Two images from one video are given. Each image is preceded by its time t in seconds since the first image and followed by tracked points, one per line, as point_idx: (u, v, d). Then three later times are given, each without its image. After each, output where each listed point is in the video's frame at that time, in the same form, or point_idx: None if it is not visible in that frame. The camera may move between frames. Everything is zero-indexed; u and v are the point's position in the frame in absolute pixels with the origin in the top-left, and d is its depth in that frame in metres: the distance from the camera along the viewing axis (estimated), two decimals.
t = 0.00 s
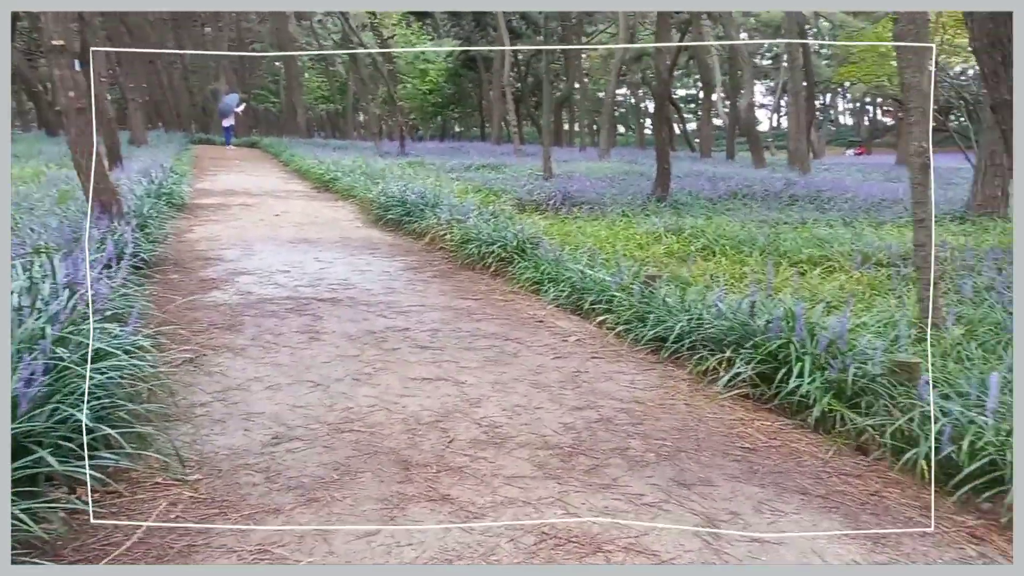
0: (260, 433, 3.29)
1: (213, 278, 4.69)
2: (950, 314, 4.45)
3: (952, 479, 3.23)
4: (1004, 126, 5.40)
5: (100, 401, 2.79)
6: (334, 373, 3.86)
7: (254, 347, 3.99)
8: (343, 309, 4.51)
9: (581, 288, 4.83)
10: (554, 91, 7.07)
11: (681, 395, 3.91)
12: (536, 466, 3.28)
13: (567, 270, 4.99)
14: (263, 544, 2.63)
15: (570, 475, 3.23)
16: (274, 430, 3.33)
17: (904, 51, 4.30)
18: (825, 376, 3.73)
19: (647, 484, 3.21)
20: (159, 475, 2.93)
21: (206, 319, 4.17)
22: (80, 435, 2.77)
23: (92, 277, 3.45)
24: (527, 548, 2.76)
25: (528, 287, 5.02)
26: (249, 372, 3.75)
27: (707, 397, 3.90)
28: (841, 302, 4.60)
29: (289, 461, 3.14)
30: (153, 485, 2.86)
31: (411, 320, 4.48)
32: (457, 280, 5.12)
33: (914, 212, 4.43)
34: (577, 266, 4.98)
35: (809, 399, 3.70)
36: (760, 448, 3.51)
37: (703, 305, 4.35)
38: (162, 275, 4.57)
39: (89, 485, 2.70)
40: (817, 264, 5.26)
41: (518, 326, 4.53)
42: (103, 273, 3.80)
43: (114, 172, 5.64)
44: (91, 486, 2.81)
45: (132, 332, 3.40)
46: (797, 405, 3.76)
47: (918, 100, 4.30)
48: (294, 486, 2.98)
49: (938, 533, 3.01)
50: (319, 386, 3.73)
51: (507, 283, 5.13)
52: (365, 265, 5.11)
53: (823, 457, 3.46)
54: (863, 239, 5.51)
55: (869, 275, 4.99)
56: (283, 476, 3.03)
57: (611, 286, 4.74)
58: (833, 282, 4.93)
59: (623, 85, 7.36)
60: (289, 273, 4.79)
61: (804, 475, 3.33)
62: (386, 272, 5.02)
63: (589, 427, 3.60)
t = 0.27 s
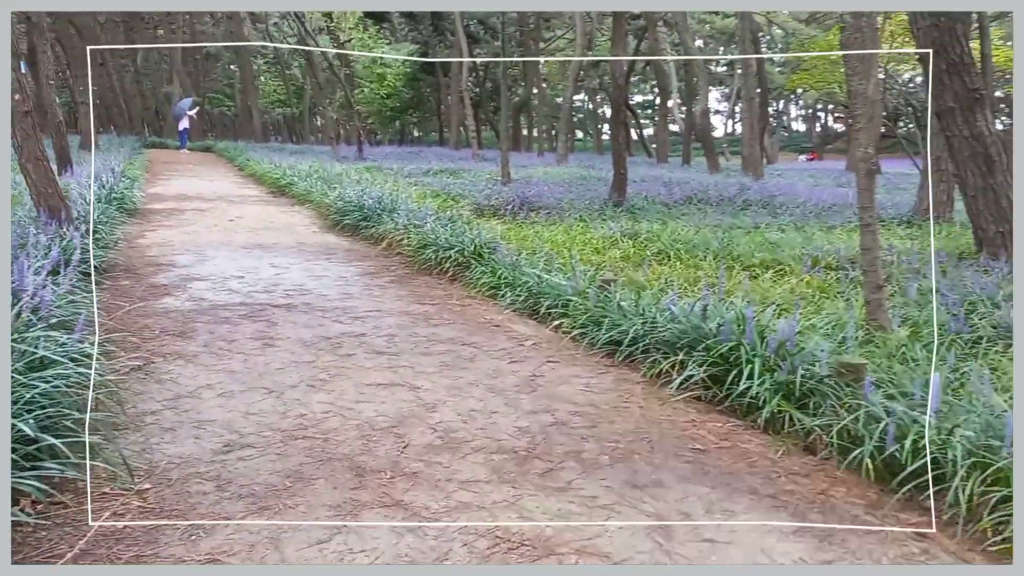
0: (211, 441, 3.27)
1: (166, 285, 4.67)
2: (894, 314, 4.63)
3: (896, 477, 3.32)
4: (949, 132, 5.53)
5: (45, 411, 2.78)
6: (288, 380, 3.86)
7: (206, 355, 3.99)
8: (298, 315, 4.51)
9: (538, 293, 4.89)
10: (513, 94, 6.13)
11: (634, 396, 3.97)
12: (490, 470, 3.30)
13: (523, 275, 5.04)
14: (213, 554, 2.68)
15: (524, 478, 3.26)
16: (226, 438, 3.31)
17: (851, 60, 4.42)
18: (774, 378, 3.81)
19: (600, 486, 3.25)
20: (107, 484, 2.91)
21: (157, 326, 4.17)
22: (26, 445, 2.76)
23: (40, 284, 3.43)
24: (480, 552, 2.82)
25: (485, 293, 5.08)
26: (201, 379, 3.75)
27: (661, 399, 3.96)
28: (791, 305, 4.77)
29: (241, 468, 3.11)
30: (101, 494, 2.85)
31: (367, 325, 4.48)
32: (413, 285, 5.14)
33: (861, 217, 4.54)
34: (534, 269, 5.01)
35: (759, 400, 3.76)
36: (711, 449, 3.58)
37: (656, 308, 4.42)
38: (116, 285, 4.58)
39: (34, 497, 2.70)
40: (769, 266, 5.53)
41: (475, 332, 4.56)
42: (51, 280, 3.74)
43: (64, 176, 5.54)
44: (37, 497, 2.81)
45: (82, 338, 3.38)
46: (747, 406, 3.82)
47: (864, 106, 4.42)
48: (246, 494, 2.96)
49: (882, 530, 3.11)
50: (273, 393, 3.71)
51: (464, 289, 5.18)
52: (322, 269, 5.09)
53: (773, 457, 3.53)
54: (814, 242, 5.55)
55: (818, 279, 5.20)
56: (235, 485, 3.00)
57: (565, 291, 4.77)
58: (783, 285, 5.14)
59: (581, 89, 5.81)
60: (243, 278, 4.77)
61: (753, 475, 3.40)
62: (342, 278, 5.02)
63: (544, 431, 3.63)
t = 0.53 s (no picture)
0: (177, 450, 3.22)
1: (131, 292, 4.60)
2: (861, 319, 4.64)
3: (862, 480, 3.35)
4: (913, 138, 5.51)
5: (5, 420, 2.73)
6: (255, 388, 3.81)
7: (172, 363, 3.93)
8: (266, 322, 4.47)
9: (509, 298, 4.88)
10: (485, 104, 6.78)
11: (604, 402, 3.98)
12: (461, 477, 3.28)
13: (494, 281, 5.04)
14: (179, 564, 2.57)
15: (494, 485, 3.25)
16: (192, 447, 3.26)
17: (815, 68, 4.45)
18: (742, 382, 3.84)
19: (570, 492, 3.25)
20: (69, 497, 2.84)
21: (123, 333, 4.10)
22: None
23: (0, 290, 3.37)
24: (451, 560, 2.76)
25: (455, 298, 5.05)
26: (167, 387, 3.69)
27: (631, 404, 3.98)
28: (759, 309, 4.79)
29: (207, 478, 3.07)
30: (62, 508, 2.78)
31: (337, 331, 4.46)
32: (383, 291, 5.12)
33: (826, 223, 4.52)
34: (505, 275, 5.03)
35: (728, 404, 3.80)
36: (680, 454, 3.60)
37: (626, 313, 4.44)
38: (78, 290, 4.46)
39: None
40: (737, 271, 5.41)
41: (445, 338, 4.56)
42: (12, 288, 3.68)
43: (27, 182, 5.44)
44: None
45: (44, 346, 3.33)
46: (716, 410, 3.85)
47: (828, 112, 4.48)
48: (213, 504, 2.91)
49: (848, 533, 3.10)
50: (240, 402, 3.67)
51: (434, 294, 5.15)
52: (290, 276, 5.07)
53: (742, 461, 3.56)
54: (782, 246, 5.74)
55: (786, 283, 5.15)
56: (201, 495, 2.95)
57: (536, 296, 4.79)
58: (752, 289, 5.07)
59: (554, 94, 7.45)
60: (210, 286, 4.74)
61: (722, 479, 3.42)
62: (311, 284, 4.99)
63: (514, 437, 3.63)
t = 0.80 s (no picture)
0: (151, 459, 3.21)
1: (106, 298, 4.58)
2: (833, 322, 4.70)
3: (834, 481, 3.40)
4: (884, 143, 5.54)
5: None
6: (231, 395, 3.79)
7: (145, 370, 3.89)
8: (241, 329, 4.43)
9: (486, 304, 4.88)
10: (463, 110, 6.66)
11: (581, 407, 4.01)
12: (437, 483, 3.29)
13: (471, 286, 5.04)
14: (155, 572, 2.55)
15: (471, 491, 3.25)
16: (166, 456, 3.25)
17: (787, 74, 4.49)
18: (718, 386, 3.87)
19: (547, 496, 3.27)
20: (41, 507, 2.82)
21: (95, 340, 4.05)
22: None
23: None
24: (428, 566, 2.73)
25: (432, 303, 5.04)
26: (140, 395, 3.66)
27: (607, 409, 4.00)
28: (733, 313, 4.84)
29: (182, 487, 3.05)
30: (34, 518, 2.76)
31: (313, 338, 4.45)
32: (359, 297, 5.11)
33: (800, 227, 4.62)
34: (481, 281, 5.05)
35: (703, 408, 3.84)
36: (655, 458, 3.63)
37: (603, 318, 4.47)
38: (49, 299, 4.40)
39: None
40: (712, 276, 5.44)
41: (421, 343, 4.56)
42: None
43: None
44: None
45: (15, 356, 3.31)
46: (692, 414, 3.89)
47: (799, 118, 4.54)
48: (188, 512, 2.89)
49: (821, 534, 3.13)
50: (214, 410, 3.64)
51: (411, 299, 5.14)
52: (266, 282, 5.04)
53: (716, 464, 3.60)
54: (756, 250, 5.80)
55: (760, 287, 5.21)
56: (176, 503, 2.93)
57: (513, 301, 4.81)
58: (727, 293, 5.13)
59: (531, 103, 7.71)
60: (184, 293, 4.70)
61: (697, 482, 3.45)
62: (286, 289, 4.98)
63: (491, 443, 3.63)
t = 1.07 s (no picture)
0: (106, 468, 3.34)
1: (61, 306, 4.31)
2: (792, 327, 4.79)
3: (791, 483, 3.46)
4: (842, 150, 5.74)
5: None
6: (190, 403, 3.82)
7: (102, 378, 3.93)
8: (201, 334, 4.38)
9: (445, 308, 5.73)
10: (423, 109, 6.01)
11: (544, 411, 4.03)
12: (398, 490, 3.29)
13: (435, 291, 5.10)
14: None
15: (431, 497, 3.27)
16: (122, 464, 3.39)
17: (747, 82, 4.62)
18: (679, 390, 3.91)
19: (508, 502, 3.29)
20: None
21: (50, 348, 4.06)
22: None
23: None
24: None
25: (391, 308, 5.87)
26: (97, 404, 3.72)
27: (570, 413, 4.02)
28: (695, 317, 5.01)
29: (138, 496, 3.18)
30: None
31: (275, 344, 4.43)
32: (322, 304, 5.08)
33: (760, 233, 4.72)
34: (445, 285, 5.08)
35: (664, 412, 3.87)
36: (617, 461, 3.68)
37: (565, 323, 4.47)
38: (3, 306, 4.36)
39: None
40: (675, 281, 5.50)
41: (385, 350, 4.58)
42: None
43: None
44: None
45: None
46: (653, 418, 3.92)
47: (759, 126, 4.65)
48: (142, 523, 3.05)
49: (778, 535, 3.29)
50: (173, 417, 3.69)
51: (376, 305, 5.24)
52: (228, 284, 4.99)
53: (677, 467, 3.66)
54: (717, 255, 5.83)
55: (722, 292, 5.37)
56: (131, 514, 3.07)
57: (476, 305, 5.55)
58: (689, 298, 5.23)
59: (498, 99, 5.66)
60: (142, 300, 4.45)
61: (658, 485, 3.52)
62: (248, 294, 4.90)
63: (454, 448, 3.64)
